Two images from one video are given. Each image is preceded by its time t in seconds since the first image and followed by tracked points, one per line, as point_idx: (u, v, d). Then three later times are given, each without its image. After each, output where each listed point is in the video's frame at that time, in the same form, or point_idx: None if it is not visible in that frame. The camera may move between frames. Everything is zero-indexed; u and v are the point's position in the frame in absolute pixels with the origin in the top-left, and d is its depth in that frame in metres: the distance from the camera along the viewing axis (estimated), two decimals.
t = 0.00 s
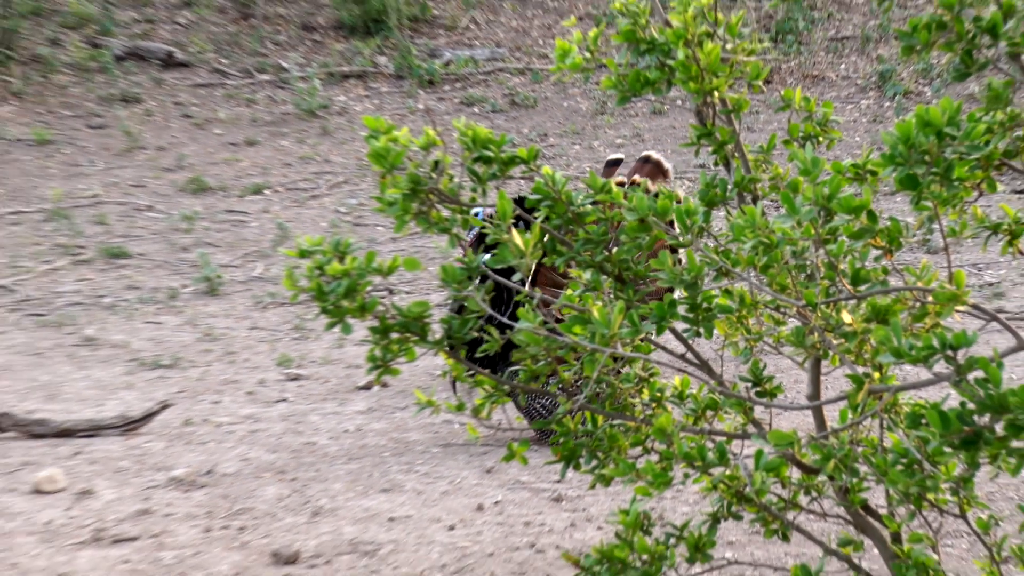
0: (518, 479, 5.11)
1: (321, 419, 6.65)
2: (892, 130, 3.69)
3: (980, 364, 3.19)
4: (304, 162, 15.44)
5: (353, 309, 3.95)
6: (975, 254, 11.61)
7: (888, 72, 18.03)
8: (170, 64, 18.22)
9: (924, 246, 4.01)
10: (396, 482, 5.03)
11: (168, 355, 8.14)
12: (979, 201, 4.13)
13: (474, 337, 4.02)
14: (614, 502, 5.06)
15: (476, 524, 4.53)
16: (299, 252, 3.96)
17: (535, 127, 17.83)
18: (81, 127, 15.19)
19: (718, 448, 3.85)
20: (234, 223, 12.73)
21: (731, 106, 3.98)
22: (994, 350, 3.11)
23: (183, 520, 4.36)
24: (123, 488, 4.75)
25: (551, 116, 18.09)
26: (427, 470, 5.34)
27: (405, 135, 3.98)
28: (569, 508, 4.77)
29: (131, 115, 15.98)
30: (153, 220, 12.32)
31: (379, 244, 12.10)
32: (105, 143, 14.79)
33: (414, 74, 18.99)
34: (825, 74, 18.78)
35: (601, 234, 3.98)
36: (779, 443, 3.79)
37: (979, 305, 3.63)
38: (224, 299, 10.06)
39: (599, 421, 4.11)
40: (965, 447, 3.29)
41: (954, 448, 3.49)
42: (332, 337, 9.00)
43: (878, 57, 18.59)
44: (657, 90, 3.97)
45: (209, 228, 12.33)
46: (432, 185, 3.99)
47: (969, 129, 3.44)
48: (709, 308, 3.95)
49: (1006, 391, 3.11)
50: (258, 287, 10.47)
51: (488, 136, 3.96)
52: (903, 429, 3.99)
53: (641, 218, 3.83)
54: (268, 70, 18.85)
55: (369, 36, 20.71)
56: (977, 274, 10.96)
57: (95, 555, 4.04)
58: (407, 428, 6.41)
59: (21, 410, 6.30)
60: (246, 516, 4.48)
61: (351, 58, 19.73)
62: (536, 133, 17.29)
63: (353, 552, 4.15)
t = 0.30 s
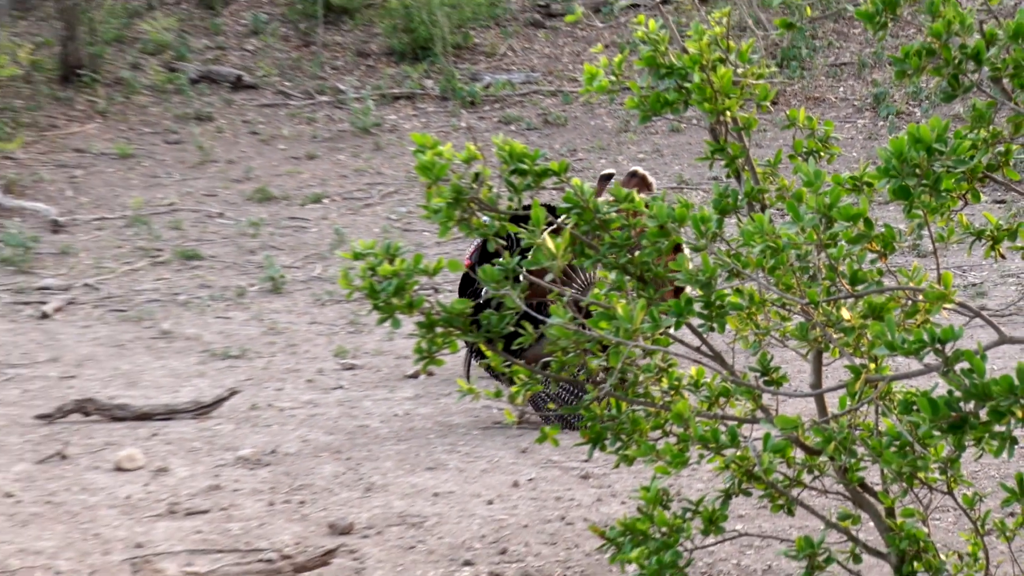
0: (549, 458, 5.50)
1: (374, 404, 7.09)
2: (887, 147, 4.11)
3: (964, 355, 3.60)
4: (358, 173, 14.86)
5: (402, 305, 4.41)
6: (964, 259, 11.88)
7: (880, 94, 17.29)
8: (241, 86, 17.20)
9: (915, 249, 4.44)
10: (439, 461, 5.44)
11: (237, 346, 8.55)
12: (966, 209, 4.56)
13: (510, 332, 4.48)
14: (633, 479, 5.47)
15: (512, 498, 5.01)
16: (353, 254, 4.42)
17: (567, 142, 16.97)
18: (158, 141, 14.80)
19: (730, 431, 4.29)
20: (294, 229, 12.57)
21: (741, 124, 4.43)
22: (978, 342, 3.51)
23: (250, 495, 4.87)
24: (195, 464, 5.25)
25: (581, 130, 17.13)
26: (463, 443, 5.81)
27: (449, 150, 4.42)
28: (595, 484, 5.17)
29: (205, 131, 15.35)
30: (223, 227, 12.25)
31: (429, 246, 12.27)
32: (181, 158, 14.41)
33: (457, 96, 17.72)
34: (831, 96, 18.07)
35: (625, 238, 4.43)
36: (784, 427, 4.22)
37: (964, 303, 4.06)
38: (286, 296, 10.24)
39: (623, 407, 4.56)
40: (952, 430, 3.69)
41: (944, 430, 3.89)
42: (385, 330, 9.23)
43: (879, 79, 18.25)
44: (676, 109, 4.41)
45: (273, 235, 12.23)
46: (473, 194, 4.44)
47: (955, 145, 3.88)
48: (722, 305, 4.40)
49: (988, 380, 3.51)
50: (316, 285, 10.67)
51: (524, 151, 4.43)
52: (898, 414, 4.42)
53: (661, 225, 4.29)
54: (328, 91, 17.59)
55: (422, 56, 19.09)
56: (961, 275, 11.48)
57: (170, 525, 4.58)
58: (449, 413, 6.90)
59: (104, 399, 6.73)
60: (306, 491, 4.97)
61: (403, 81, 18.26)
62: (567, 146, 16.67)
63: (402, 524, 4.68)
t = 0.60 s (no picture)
0: (585, 453, 5.49)
1: (412, 401, 7.13)
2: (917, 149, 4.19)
3: (993, 354, 3.68)
4: (397, 175, 12.95)
5: (440, 304, 4.50)
6: (994, 260, 11.50)
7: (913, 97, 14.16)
8: (284, 89, 14.87)
9: (945, 250, 4.51)
10: (476, 457, 5.47)
11: (278, 344, 8.49)
12: (998, 209, 4.61)
13: (547, 330, 4.56)
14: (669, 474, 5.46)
15: (548, 492, 5.09)
16: (393, 254, 4.50)
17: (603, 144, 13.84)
18: (202, 144, 13.49)
19: (762, 427, 4.37)
20: (334, 228, 11.51)
21: (774, 126, 4.52)
22: (1008, 342, 3.58)
23: (290, 490, 4.95)
24: (237, 460, 5.33)
25: (617, 134, 13.88)
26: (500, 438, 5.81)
27: (487, 151, 4.50)
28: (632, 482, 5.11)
29: (248, 132, 13.78)
30: (265, 227, 11.43)
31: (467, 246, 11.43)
32: (224, 159, 13.16)
33: (494, 99, 14.55)
34: (863, 99, 14.71)
35: (660, 238, 4.50)
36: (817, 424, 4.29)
37: (993, 302, 4.13)
38: (326, 296, 9.76)
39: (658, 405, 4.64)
40: (982, 427, 3.77)
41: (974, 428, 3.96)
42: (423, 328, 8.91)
43: (911, 81, 14.86)
44: (710, 111, 4.49)
45: (315, 233, 11.34)
46: (510, 195, 4.52)
47: (985, 147, 3.95)
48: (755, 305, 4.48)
49: (1017, 378, 3.59)
50: (358, 283, 10.04)
51: (560, 152, 4.52)
52: (928, 411, 4.49)
53: (695, 225, 4.37)
54: (369, 93, 14.90)
55: (459, 62, 15.49)
56: (990, 275, 11.22)
57: (213, 520, 4.68)
58: (487, 411, 6.93)
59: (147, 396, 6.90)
60: (345, 486, 5.04)
61: (443, 84, 15.06)
62: (601, 149, 13.58)
63: (439, 518, 4.76)
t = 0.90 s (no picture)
0: (625, 453, 5.45)
1: (451, 400, 7.14)
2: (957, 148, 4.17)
3: None
4: (438, 174, 12.71)
5: (479, 304, 4.50)
6: None
7: (953, 97, 13.76)
8: (324, 88, 14.70)
9: (986, 250, 4.49)
10: (515, 456, 5.42)
11: (317, 343, 8.42)
12: None
13: (586, 330, 4.55)
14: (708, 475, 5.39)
15: (587, 493, 5.07)
16: (432, 254, 4.49)
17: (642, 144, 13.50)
18: (241, 143, 13.39)
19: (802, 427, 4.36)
20: (374, 228, 11.31)
21: (815, 126, 4.51)
22: None
23: (330, 489, 4.95)
24: (276, 458, 5.31)
25: (657, 133, 13.52)
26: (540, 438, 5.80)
27: (526, 150, 4.50)
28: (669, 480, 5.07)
29: (288, 131, 13.65)
30: (305, 226, 11.28)
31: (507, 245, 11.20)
32: (263, 158, 13.04)
33: (534, 99, 14.25)
34: (904, 98, 14.38)
35: (699, 238, 4.50)
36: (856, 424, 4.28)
37: None
38: (366, 295, 9.63)
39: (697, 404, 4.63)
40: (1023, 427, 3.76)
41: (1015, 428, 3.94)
42: (464, 328, 8.84)
43: (955, 80, 14.47)
44: (750, 111, 4.47)
45: (355, 232, 11.16)
46: (550, 194, 4.52)
47: None
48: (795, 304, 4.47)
49: None
50: (397, 283, 9.86)
51: (600, 152, 4.50)
52: (969, 411, 4.47)
53: (735, 224, 4.36)
54: (408, 92, 14.65)
55: (498, 61, 15.23)
56: None
57: (252, 519, 4.68)
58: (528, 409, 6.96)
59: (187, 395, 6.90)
60: (384, 485, 5.02)
61: (481, 83, 14.77)
62: (640, 147, 13.25)
63: (479, 518, 4.75)
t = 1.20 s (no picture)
0: (665, 453, 5.41)
1: (491, 400, 7.20)
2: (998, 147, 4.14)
3: None
4: (478, 174, 12.42)
5: (519, 303, 4.49)
6: None
7: (995, 97, 13.40)
8: (363, 88, 14.47)
9: None
10: (555, 456, 5.39)
11: (357, 342, 8.40)
12: None
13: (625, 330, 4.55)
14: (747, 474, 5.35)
15: (627, 492, 5.05)
16: (471, 254, 4.48)
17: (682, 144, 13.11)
18: (281, 142, 13.24)
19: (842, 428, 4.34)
20: (414, 227, 11.15)
21: (856, 126, 4.50)
22: None
23: (370, 488, 4.96)
24: (315, 458, 5.32)
25: (697, 132, 13.11)
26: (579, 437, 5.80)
27: (566, 150, 4.50)
28: (709, 480, 5.05)
29: (328, 131, 13.44)
30: (344, 226, 11.15)
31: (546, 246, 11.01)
32: (303, 157, 12.88)
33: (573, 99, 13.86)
34: (944, 99, 14.02)
35: (739, 238, 4.49)
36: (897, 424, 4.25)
37: None
38: (405, 294, 9.56)
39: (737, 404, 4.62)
40: None
41: None
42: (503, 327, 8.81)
43: (996, 80, 14.11)
44: (791, 111, 4.47)
45: (394, 232, 11.02)
46: (589, 194, 4.51)
47: None
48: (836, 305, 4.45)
49: None
50: (436, 283, 9.75)
51: (640, 151, 4.50)
52: (1011, 412, 4.45)
53: (775, 224, 4.35)
54: (447, 91, 14.36)
55: (538, 61, 14.87)
56: None
57: (291, 518, 4.69)
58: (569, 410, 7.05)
59: (228, 394, 6.88)
60: (424, 484, 5.02)
61: (521, 83, 14.41)
62: (679, 147, 12.90)
63: (518, 518, 4.75)
